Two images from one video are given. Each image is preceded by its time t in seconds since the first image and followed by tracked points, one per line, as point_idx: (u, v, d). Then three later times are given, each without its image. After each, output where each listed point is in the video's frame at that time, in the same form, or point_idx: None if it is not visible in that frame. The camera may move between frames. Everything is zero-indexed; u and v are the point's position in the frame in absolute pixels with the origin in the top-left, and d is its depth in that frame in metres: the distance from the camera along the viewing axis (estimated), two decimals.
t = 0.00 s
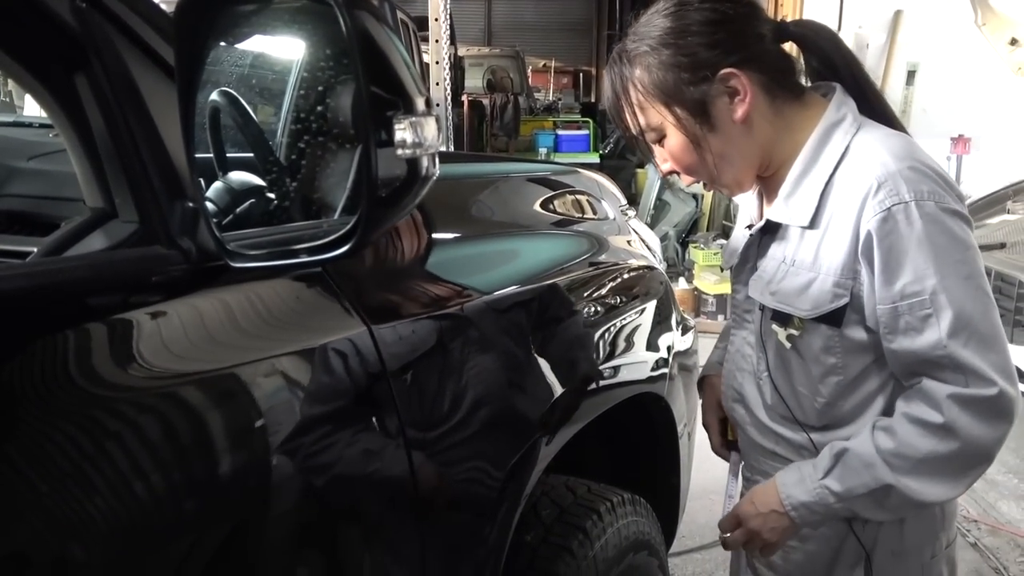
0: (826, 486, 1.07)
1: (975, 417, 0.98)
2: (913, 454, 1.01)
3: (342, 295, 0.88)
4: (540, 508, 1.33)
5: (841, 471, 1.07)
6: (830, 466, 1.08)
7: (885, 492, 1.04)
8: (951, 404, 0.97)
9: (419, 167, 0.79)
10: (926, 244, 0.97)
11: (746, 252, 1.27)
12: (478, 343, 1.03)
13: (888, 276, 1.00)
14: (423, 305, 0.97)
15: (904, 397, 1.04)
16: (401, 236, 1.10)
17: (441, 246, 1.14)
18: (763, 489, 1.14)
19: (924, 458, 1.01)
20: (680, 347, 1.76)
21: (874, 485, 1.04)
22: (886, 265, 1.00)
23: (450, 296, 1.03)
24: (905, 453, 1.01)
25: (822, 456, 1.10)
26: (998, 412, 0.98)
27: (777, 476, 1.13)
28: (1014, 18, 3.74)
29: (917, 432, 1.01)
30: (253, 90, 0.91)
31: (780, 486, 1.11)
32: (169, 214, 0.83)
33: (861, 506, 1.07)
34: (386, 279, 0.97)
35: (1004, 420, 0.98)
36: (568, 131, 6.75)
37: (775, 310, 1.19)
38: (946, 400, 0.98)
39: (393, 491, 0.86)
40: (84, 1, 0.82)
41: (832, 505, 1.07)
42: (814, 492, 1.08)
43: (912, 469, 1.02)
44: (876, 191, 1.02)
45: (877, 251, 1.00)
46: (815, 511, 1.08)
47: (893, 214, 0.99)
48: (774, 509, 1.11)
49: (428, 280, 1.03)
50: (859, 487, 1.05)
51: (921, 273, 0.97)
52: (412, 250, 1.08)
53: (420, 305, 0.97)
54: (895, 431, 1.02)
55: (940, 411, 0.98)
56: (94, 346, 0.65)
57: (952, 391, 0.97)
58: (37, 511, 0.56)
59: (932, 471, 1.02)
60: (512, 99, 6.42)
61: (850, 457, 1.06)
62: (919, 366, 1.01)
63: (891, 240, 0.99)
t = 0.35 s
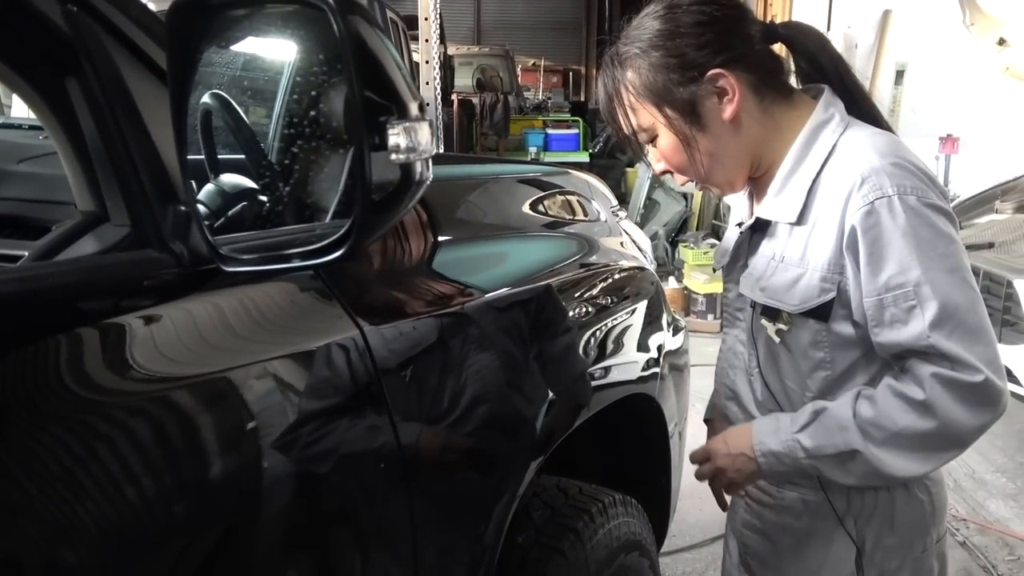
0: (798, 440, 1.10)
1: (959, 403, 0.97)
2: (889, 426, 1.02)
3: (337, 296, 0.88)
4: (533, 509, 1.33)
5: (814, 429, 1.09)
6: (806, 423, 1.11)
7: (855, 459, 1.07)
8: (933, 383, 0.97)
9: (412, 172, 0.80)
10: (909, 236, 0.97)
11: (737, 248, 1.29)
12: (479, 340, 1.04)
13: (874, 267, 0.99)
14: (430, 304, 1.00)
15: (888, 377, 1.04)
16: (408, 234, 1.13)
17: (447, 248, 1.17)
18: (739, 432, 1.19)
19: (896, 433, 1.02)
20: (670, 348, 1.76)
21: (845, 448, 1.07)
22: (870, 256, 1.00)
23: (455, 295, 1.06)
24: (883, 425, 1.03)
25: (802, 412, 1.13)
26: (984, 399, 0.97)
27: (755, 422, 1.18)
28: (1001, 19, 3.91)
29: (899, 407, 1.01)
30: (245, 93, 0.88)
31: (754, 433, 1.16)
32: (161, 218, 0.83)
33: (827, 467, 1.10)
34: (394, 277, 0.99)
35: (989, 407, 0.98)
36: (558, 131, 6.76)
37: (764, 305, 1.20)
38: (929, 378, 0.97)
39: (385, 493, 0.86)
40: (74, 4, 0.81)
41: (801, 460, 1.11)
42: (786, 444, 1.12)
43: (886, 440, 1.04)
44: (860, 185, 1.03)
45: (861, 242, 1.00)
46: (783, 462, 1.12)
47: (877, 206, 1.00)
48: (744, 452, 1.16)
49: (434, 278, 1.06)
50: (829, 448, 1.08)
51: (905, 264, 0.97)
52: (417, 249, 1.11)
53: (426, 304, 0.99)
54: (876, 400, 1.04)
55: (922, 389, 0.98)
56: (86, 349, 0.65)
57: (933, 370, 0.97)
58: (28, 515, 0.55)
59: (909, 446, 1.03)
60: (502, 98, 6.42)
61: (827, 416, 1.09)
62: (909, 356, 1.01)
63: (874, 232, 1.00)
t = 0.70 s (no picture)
0: (766, 402, 1.14)
1: (917, 398, 1.00)
2: (851, 407, 1.06)
3: (335, 299, 0.87)
4: (530, 511, 1.34)
5: (785, 395, 1.12)
6: (778, 388, 1.14)
7: (811, 429, 1.10)
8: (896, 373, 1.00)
9: (409, 174, 0.82)
10: (890, 234, 0.99)
11: (736, 245, 1.29)
12: (482, 340, 1.06)
13: (852, 259, 1.03)
14: (435, 304, 1.02)
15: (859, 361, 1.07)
16: (414, 236, 1.15)
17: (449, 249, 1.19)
18: (718, 383, 1.22)
19: (856, 413, 1.06)
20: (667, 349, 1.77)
21: (805, 419, 1.10)
22: (852, 248, 1.03)
23: (459, 295, 1.08)
24: (846, 403, 1.06)
25: (779, 376, 1.16)
26: (942, 398, 1.00)
27: (734, 377, 1.21)
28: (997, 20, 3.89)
29: (865, 390, 1.04)
30: (241, 96, 0.90)
31: (731, 387, 1.19)
32: (160, 222, 0.82)
33: (786, 434, 1.13)
34: (399, 277, 1.02)
35: (949, 408, 1.01)
36: (555, 133, 6.76)
37: (758, 299, 1.22)
38: (894, 366, 1.00)
39: (384, 495, 0.87)
40: (72, 8, 0.81)
41: (764, 421, 1.15)
42: (755, 403, 1.15)
43: (846, 419, 1.07)
44: (851, 179, 1.05)
45: (845, 233, 1.03)
46: (750, 419, 1.16)
47: (863, 202, 1.02)
48: (719, 402, 1.20)
49: (438, 279, 1.08)
50: (791, 414, 1.11)
51: (882, 260, 0.99)
52: (423, 252, 1.13)
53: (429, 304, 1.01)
54: (846, 379, 1.07)
55: (887, 376, 1.01)
56: (83, 354, 0.65)
57: (897, 361, 1.00)
58: (24, 520, 0.55)
59: (867, 431, 1.06)
60: (498, 101, 6.42)
61: (796, 384, 1.11)
62: (881, 348, 1.03)
63: (858, 225, 1.02)
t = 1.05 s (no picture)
0: (795, 380, 1.12)
1: (959, 377, 0.99)
2: (888, 387, 1.04)
3: (331, 304, 0.87)
4: (526, 513, 1.34)
5: (815, 373, 1.10)
6: (807, 366, 1.12)
7: (845, 407, 1.08)
8: (937, 354, 0.98)
9: (405, 177, 0.81)
10: (904, 228, 1.00)
11: (735, 246, 1.29)
12: (479, 340, 1.06)
13: (872, 258, 1.01)
14: (433, 306, 1.02)
15: (889, 344, 1.05)
16: (409, 237, 1.15)
17: (447, 251, 1.19)
18: (739, 362, 1.19)
19: (892, 391, 1.04)
20: (663, 352, 1.77)
21: (840, 396, 1.08)
22: (869, 246, 1.02)
23: (457, 298, 1.08)
24: (880, 382, 1.04)
25: (805, 355, 1.14)
26: (984, 376, 0.99)
27: (757, 356, 1.18)
28: (992, 24, 3.94)
29: (901, 369, 1.02)
30: (238, 99, 0.91)
31: (755, 366, 1.16)
32: (155, 225, 0.83)
33: (814, 412, 1.11)
34: (398, 281, 1.02)
35: (987, 386, 1.00)
36: (551, 136, 6.77)
37: (761, 299, 1.22)
38: (930, 348, 0.99)
39: (379, 497, 0.87)
40: (69, 11, 0.81)
41: (792, 400, 1.12)
42: (782, 381, 1.13)
43: (881, 399, 1.06)
44: (856, 179, 1.06)
45: (859, 232, 1.03)
46: (775, 399, 1.14)
47: (875, 198, 1.03)
48: (740, 382, 1.17)
49: (436, 283, 1.08)
50: (824, 392, 1.09)
51: (903, 252, 0.99)
52: (418, 253, 1.13)
53: (427, 308, 1.01)
54: (880, 359, 1.05)
55: (925, 355, 0.99)
56: (78, 356, 0.66)
57: (933, 342, 0.99)
58: (18, 522, 0.55)
59: (904, 412, 1.05)
60: (495, 104, 6.42)
61: (828, 362, 1.10)
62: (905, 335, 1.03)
63: (871, 222, 1.02)
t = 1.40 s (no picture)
0: (764, 372, 1.14)
1: (918, 395, 1.02)
2: (850, 394, 1.06)
3: (319, 313, 0.88)
4: (517, 520, 1.34)
5: (784, 368, 1.12)
6: (777, 360, 1.14)
7: (806, 406, 1.11)
8: (901, 369, 1.02)
9: (393, 186, 0.80)
10: (891, 241, 1.02)
11: (729, 252, 1.29)
12: (467, 348, 1.07)
13: (853, 267, 1.04)
14: (417, 315, 1.02)
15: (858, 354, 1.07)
16: (394, 244, 1.14)
17: (433, 259, 1.19)
18: (713, 352, 1.20)
19: (852, 398, 1.06)
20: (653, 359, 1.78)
21: (803, 393, 1.10)
22: (853, 256, 1.04)
23: (443, 307, 1.08)
24: (842, 387, 1.07)
25: (777, 350, 1.16)
26: (942, 398, 1.02)
27: (731, 347, 1.19)
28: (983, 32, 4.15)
29: (865, 378, 1.04)
30: (226, 107, 0.90)
31: (727, 356, 1.18)
32: (146, 233, 0.83)
33: (776, 406, 1.13)
34: (383, 290, 1.02)
35: (945, 407, 1.03)
36: (542, 144, 6.79)
37: (753, 304, 1.24)
38: (894, 362, 1.02)
39: (371, 505, 0.87)
40: (58, 21, 0.81)
41: (757, 391, 1.14)
42: (752, 372, 1.15)
43: (843, 406, 1.08)
44: (851, 187, 1.07)
45: (847, 240, 1.05)
46: (742, 388, 1.16)
47: (867, 208, 1.04)
48: (710, 370, 1.19)
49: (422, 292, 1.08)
50: (789, 386, 1.11)
51: (884, 265, 1.01)
52: (403, 259, 1.12)
53: (412, 316, 1.01)
54: (847, 366, 1.07)
55: (890, 369, 1.02)
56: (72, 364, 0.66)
57: (899, 357, 1.02)
58: (10, 530, 0.55)
59: (863, 422, 1.07)
60: (486, 111, 6.44)
61: (799, 360, 1.11)
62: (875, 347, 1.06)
63: (859, 233, 1.04)
